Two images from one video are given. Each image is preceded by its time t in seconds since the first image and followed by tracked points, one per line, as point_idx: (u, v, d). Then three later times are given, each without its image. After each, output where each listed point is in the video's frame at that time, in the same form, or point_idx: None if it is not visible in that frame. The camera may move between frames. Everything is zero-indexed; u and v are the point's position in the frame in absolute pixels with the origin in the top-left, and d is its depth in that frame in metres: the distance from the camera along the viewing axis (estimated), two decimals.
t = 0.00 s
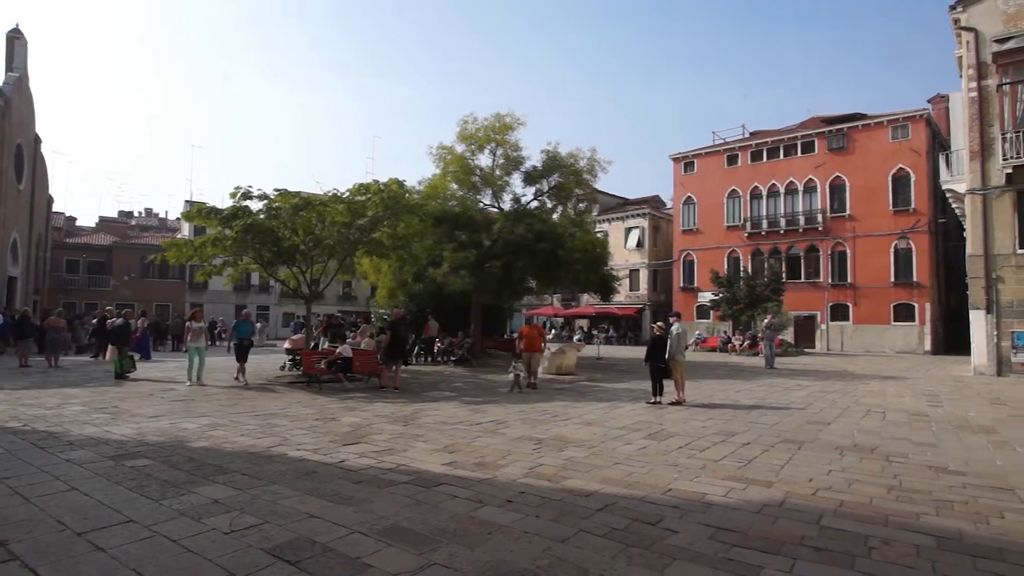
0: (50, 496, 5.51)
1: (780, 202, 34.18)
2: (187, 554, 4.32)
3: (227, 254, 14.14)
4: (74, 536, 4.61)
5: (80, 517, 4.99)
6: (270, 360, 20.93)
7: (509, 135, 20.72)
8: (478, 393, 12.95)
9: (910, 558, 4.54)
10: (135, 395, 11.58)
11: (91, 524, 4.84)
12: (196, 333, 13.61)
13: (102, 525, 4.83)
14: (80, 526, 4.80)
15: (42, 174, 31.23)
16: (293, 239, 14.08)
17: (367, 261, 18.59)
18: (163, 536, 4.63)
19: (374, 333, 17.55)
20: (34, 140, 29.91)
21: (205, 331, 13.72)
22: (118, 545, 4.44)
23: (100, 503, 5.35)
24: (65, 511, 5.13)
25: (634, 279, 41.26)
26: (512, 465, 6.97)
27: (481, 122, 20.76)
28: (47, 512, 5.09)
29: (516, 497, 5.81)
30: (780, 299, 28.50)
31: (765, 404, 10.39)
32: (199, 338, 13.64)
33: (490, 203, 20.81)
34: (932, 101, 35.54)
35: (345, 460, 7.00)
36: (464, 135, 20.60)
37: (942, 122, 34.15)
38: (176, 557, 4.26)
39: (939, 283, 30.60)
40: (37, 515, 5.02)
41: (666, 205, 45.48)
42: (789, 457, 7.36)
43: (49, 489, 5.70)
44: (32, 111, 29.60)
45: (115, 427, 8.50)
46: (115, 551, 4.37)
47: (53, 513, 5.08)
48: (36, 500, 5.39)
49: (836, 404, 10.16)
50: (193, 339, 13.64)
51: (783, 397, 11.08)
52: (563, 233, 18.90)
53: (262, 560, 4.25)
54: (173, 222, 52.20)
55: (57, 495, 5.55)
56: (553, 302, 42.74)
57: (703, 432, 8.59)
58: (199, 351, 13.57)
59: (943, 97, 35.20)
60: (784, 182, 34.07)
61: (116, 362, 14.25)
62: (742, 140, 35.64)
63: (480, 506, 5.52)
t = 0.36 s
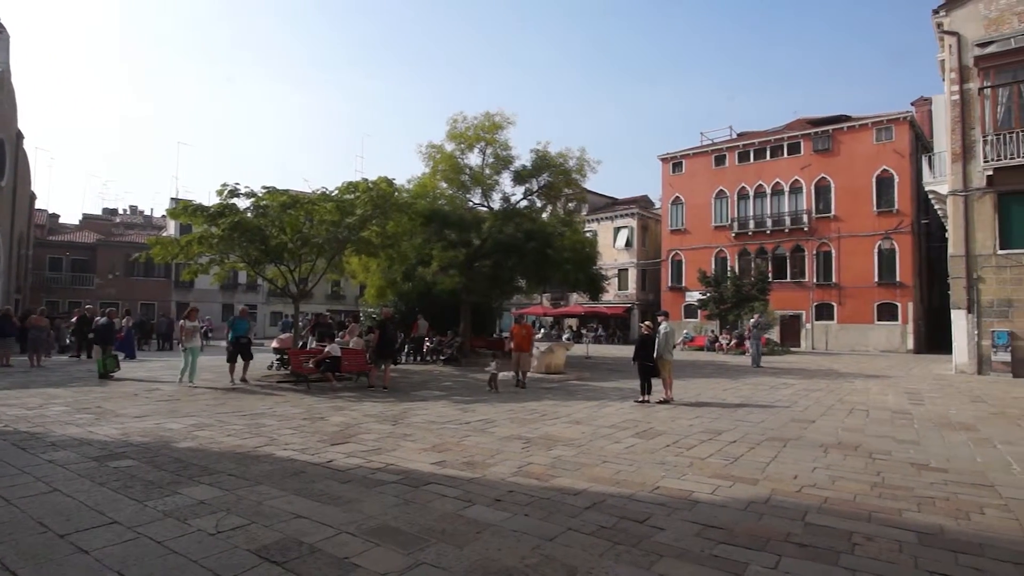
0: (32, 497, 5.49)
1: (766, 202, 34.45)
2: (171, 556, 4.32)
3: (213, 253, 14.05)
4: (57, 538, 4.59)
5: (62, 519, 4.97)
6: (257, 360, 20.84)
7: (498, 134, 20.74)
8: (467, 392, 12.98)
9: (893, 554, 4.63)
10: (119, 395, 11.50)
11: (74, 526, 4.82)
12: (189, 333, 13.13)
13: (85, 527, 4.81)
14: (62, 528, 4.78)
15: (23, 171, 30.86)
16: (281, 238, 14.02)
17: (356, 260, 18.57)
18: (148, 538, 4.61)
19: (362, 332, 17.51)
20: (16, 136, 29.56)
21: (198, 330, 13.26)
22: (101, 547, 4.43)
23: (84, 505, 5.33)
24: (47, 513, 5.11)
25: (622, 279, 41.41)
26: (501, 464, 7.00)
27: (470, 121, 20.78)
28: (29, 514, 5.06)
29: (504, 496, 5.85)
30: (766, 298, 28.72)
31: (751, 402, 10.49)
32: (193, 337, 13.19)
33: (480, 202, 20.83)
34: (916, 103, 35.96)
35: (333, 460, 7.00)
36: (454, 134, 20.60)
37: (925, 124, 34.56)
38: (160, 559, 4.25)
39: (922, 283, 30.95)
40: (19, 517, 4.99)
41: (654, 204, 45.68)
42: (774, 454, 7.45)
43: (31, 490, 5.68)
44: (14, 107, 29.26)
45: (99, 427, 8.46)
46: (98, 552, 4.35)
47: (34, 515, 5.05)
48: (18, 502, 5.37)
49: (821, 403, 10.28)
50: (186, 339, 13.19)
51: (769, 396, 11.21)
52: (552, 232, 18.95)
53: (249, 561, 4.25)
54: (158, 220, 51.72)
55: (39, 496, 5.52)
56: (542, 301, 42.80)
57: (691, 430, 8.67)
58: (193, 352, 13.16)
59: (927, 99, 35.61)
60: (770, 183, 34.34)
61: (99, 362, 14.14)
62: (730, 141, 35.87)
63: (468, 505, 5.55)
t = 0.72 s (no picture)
0: (13, 499, 5.45)
1: (753, 203, 34.71)
2: (155, 557, 4.30)
3: (199, 251, 13.96)
4: (38, 540, 4.56)
5: (44, 521, 4.93)
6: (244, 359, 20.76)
7: (487, 133, 20.77)
8: (456, 391, 13.00)
9: (875, 549, 4.71)
10: (102, 395, 11.43)
11: (56, 528, 4.79)
12: (183, 334, 12.45)
13: (68, 529, 4.78)
14: (44, 530, 4.75)
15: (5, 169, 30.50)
16: (268, 236, 13.96)
17: (345, 258, 18.56)
18: (132, 540, 4.60)
19: (350, 330, 17.48)
20: None
21: (193, 332, 12.63)
22: (83, 549, 4.39)
23: (66, 506, 5.31)
24: (28, 515, 5.08)
25: (611, 279, 41.56)
26: (489, 463, 7.05)
27: (459, 120, 20.78)
28: (10, 516, 5.03)
29: (492, 495, 5.89)
30: (753, 298, 28.94)
31: (738, 400, 10.60)
32: (188, 339, 12.52)
33: (469, 201, 20.85)
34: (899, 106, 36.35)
35: (321, 460, 7.02)
36: (443, 133, 20.59)
37: (908, 127, 34.95)
38: (144, 560, 4.24)
39: (904, 282, 31.33)
40: None
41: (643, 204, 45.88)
42: (760, 452, 7.54)
43: (12, 492, 5.64)
44: None
45: (81, 428, 8.41)
46: (79, 555, 4.31)
47: (15, 517, 5.01)
48: None
49: (806, 401, 10.42)
50: (180, 341, 12.51)
51: (756, 394, 11.33)
52: (541, 232, 19.00)
53: (235, 562, 4.24)
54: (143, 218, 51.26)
55: (20, 498, 5.49)
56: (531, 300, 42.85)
57: (677, 428, 8.75)
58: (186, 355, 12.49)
59: (910, 103, 36.03)
60: (757, 184, 34.61)
61: (82, 362, 14.04)
62: (718, 142, 36.10)
63: (456, 505, 5.58)
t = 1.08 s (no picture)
0: None
1: (739, 204, 34.95)
2: (139, 560, 4.27)
3: (184, 250, 13.87)
4: (19, 543, 4.51)
5: (25, 524, 4.90)
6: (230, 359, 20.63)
7: (476, 133, 20.79)
8: (444, 391, 13.01)
9: (858, 546, 4.80)
10: (84, 396, 11.34)
11: (37, 531, 4.76)
12: (179, 334, 12.07)
13: (49, 531, 4.74)
14: (25, 533, 4.71)
15: None
16: (255, 234, 13.88)
17: (332, 257, 18.49)
18: (114, 542, 4.58)
19: (338, 330, 17.42)
20: None
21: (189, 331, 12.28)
22: (64, 552, 4.36)
23: (47, 509, 5.27)
24: (9, 518, 5.04)
25: (599, 278, 41.68)
26: (477, 462, 7.09)
27: (448, 119, 20.78)
28: None
29: (480, 494, 5.92)
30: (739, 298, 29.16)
31: (724, 399, 10.70)
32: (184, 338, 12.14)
33: (458, 200, 20.87)
34: (882, 109, 36.77)
35: (307, 460, 7.02)
36: (431, 132, 20.59)
37: (891, 129, 35.35)
38: (127, 563, 4.22)
39: (887, 282, 31.67)
40: None
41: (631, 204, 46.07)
42: (745, 450, 7.63)
43: None
44: None
45: (64, 429, 8.35)
46: (61, 558, 4.28)
47: None
48: None
49: (791, 400, 10.53)
50: (176, 341, 12.11)
51: (742, 393, 11.43)
52: (529, 231, 19.05)
53: (220, 564, 4.24)
54: (127, 216, 50.82)
55: None
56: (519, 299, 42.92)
57: (664, 427, 8.82)
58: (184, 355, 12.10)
59: (892, 106, 36.47)
60: (743, 184, 34.88)
61: (64, 362, 13.93)
62: (705, 143, 36.32)
63: (444, 504, 5.61)
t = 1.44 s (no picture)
0: None
1: (726, 205, 35.20)
2: (122, 563, 4.26)
3: (168, 248, 13.77)
4: None
5: (5, 527, 4.87)
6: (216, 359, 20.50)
7: (465, 133, 20.81)
8: (432, 391, 13.03)
9: (841, 543, 4.88)
10: (66, 397, 11.25)
11: (18, 534, 4.73)
12: (180, 335, 11.70)
13: (30, 535, 4.71)
14: (5, 537, 4.68)
15: None
16: (241, 233, 13.82)
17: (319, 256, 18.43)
18: (96, 545, 4.56)
19: (325, 330, 17.38)
20: None
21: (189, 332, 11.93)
22: (45, 556, 4.33)
23: (28, 512, 5.24)
24: None
25: (587, 278, 41.81)
26: (465, 462, 7.13)
27: (437, 119, 20.79)
28: None
29: (468, 494, 5.96)
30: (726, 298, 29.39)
31: (710, 398, 10.81)
32: (185, 340, 11.79)
33: (446, 199, 20.88)
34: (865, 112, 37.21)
35: (294, 461, 7.02)
36: (420, 131, 20.59)
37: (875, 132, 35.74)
38: (109, 566, 4.20)
39: (870, 283, 32.03)
40: None
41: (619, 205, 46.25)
42: (730, 449, 7.71)
43: None
44: None
45: (45, 431, 8.29)
46: (42, 561, 4.25)
47: None
48: None
49: (777, 399, 10.65)
50: (176, 343, 11.75)
51: (729, 392, 11.54)
52: (518, 231, 19.10)
53: (204, 566, 4.24)
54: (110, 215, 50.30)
55: None
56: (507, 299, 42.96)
57: (651, 427, 8.89)
58: (184, 357, 11.72)
59: (875, 109, 36.90)
60: (729, 186, 35.14)
61: (45, 362, 13.81)
62: (692, 144, 36.55)
63: (432, 505, 5.65)
